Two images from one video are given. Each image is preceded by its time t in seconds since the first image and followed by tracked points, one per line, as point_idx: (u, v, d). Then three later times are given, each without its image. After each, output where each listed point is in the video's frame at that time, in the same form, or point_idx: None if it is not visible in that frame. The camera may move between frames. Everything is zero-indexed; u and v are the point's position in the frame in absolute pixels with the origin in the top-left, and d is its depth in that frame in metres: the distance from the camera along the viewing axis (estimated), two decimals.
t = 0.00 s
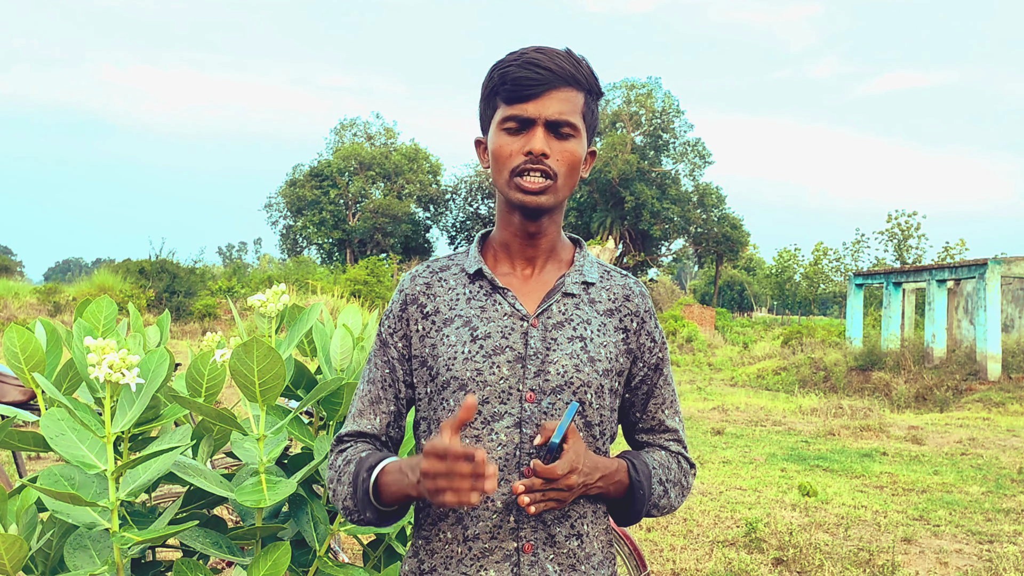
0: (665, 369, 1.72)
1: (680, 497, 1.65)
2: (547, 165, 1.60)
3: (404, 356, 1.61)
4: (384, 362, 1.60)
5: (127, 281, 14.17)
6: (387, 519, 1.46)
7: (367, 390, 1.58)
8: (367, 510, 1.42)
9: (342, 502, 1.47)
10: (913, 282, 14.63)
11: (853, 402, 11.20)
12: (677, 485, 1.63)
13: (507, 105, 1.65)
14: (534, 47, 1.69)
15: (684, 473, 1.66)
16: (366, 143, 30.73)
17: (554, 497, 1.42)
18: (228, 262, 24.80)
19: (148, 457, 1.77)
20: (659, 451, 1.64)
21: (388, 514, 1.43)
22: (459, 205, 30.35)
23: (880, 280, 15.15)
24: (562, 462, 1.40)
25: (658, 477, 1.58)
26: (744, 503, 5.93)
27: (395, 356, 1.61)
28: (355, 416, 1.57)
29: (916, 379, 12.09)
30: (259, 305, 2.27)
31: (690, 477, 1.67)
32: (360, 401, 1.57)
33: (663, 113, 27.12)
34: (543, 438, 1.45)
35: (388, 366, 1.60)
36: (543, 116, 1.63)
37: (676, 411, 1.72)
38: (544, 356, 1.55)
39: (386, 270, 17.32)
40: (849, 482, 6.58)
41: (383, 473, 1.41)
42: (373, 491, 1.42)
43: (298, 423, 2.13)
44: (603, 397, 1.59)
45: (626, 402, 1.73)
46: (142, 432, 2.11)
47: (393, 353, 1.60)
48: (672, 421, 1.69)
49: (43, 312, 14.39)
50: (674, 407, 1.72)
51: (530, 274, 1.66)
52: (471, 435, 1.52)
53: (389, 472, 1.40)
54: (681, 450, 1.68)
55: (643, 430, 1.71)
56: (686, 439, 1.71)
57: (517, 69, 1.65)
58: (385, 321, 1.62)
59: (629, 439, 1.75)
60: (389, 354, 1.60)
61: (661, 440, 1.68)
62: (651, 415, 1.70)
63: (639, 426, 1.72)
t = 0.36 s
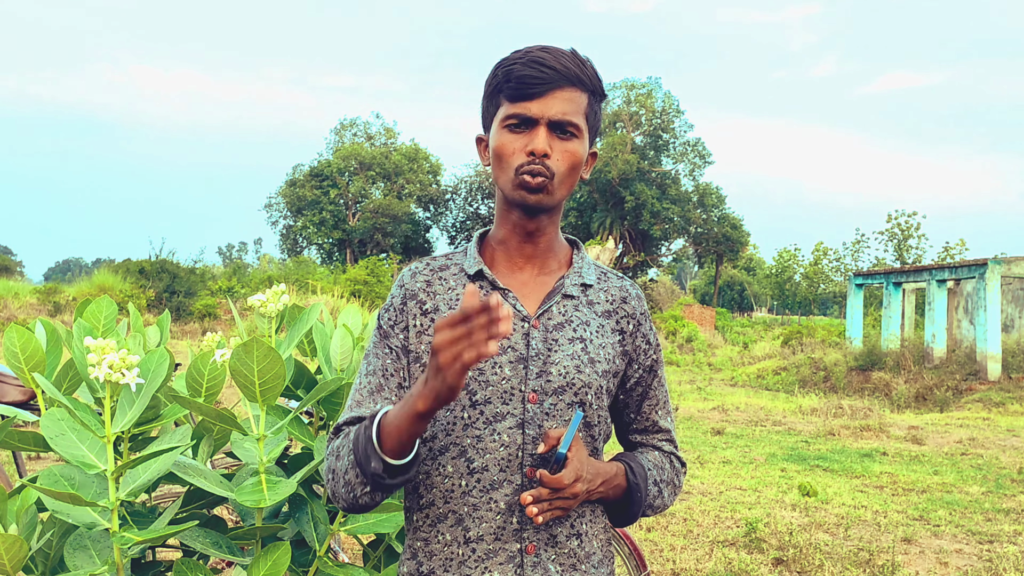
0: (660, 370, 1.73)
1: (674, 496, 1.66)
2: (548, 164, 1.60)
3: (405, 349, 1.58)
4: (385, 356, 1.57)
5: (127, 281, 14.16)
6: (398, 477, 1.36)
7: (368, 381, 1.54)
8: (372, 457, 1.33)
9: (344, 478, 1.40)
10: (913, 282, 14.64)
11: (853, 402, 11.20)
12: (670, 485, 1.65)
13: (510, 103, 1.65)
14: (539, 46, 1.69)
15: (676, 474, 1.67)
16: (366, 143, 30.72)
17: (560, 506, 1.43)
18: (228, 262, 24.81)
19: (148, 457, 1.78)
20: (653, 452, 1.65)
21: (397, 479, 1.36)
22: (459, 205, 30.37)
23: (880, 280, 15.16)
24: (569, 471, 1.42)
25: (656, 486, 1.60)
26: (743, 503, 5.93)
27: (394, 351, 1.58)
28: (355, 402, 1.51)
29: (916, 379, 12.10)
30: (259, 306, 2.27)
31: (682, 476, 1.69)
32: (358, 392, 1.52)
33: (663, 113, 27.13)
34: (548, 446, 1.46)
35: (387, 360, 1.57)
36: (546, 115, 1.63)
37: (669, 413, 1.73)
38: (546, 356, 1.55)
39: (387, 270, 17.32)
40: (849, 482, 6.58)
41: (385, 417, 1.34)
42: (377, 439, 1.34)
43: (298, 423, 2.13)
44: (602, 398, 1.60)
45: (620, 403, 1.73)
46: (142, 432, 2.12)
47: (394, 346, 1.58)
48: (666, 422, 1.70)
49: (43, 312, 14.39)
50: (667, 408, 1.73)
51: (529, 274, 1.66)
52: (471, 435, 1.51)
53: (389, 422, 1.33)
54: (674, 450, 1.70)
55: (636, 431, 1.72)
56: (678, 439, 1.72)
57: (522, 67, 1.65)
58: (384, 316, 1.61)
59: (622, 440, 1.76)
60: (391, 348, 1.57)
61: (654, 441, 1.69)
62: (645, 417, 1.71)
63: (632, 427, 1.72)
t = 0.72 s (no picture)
0: (657, 371, 1.72)
1: (676, 499, 1.65)
2: (548, 159, 1.60)
3: (405, 351, 1.59)
4: (386, 359, 1.58)
5: (127, 281, 14.16)
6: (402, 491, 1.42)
7: (369, 385, 1.56)
8: (379, 475, 1.39)
9: (348, 487, 1.44)
10: (913, 282, 14.63)
11: (853, 402, 11.20)
12: (673, 487, 1.63)
13: (509, 100, 1.65)
14: (537, 45, 1.69)
15: (678, 475, 1.66)
16: (366, 143, 30.71)
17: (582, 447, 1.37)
18: (228, 262, 24.80)
19: (148, 456, 1.78)
20: (654, 454, 1.64)
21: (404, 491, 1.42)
22: (459, 205, 30.40)
23: (880, 280, 15.16)
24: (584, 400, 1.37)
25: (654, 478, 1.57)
26: (743, 503, 5.93)
27: (395, 354, 1.58)
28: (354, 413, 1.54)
29: (916, 379, 12.10)
30: (259, 306, 2.26)
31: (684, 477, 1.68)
32: (361, 396, 1.54)
33: (663, 113, 27.14)
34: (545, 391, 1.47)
35: (389, 362, 1.58)
36: (546, 111, 1.62)
37: (664, 416, 1.70)
38: (545, 356, 1.55)
39: (387, 270, 17.32)
40: (849, 482, 6.58)
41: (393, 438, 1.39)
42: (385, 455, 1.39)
43: (298, 423, 2.13)
44: (602, 400, 1.60)
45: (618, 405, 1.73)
46: (142, 432, 2.12)
47: (395, 349, 1.59)
48: (659, 424, 1.68)
49: (43, 312, 14.39)
50: (662, 411, 1.71)
51: (530, 275, 1.66)
52: (471, 437, 1.52)
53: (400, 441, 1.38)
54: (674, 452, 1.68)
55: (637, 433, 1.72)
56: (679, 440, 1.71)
57: (521, 65, 1.66)
58: (383, 318, 1.61)
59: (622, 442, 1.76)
60: (391, 351, 1.58)
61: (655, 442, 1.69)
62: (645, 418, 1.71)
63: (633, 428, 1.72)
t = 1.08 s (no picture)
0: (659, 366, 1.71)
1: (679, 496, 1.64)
2: (541, 154, 1.60)
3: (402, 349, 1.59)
4: (387, 352, 1.57)
5: (127, 281, 14.15)
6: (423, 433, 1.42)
7: (371, 377, 1.54)
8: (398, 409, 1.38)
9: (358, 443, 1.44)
10: (913, 282, 14.63)
11: (853, 402, 11.20)
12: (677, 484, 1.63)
13: (497, 101, 1.64)
14: (522, 42, 1.69)
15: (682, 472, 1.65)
16: (366, 143, 30.71)
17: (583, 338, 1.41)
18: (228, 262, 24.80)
19: (148, 456, 1.77)
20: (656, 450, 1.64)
21: (421, 434, 1.41)
22: (459, 205, 30.42)
23: (880, 280, 15.16)
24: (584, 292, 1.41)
25: (655, 438, 1.50)
26: (744, 503, 5.93)
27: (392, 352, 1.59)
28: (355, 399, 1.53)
29: (916, 379, 12.10)
30: (259, 306, 2.26)
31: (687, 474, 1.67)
32: (360, 389, 1.53)
33: (663, 113, 27.15)
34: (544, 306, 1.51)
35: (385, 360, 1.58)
36: (535, 107, 1.62)
37: (666, 414, 1.61)
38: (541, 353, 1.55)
39: (387, 270, 17.33)
40: (849, 482, 6.58)
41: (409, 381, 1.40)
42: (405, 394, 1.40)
43: (298, 423, 2.13)
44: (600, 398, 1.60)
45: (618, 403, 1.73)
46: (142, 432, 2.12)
47: (397, 342, 1.58)
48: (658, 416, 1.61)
49: (43, 312, 14.40)
50: (663, 403, 1.62)
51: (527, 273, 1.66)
52: (467, 434, 1.52)
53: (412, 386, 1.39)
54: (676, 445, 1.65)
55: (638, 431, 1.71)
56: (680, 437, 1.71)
57: (506, 64, 1.65)
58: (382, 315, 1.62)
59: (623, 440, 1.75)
60: (395, 344, 1.58)
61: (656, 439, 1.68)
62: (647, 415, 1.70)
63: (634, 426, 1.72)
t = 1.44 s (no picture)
0: (662, 364, 1.72)
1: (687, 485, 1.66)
2: (533, 157, 1.60)
3: (394, 361, 1.63)
4: (369, 367, 1.63)
5: (127, 281, 14.15)
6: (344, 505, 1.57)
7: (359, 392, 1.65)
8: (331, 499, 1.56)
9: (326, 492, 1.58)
10: (913, 282, 14.63)
11: (853, 402, 11.20)
12: (683, 474, 1.64)
13: (489, 99, 1.65)
14: (514, 40, 1.70)
15: (687, 462, 1.67)
16: (366, 143, 30.71)
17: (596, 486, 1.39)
18: (227, 262, 24.79)
19: (148, 456, 1.77)
20: (661, 443, 1.65)
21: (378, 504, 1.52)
22: (459, 205, 30.44)
23: (880, 280, 15.16)
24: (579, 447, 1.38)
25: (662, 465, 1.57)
26: (743, 503, 5.93)
27: (383, 363, 1.63)
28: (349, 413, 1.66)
29: (916, 379, 12.10)
30: (259, 305, 2.27)
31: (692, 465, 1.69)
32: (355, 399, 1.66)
33: (663, 113, 27.15)
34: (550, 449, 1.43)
35: (376, 372, 1.63)
36: (527, 107, 1.63)
37: (672, 404, 1.73)
38: (537, 359, 1.55)
39: (387, 270, 17.34)
40: (849, 482, 6.58)
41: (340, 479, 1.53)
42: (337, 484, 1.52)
43: (298, 423, 2.13)
44: (598, 399, 1.60)
45: (620, 400, 1.73)
46: (142, 432, 2.11)
47: (378, 358, 1.63)
48: (668, 413, 1.71)
49: (43, 312, 14.40)
50: (670, 399, 1.73)
51: (521, 276, 1.66)
52: (463, 443, 1.52)
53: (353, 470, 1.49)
54: (681, 439, 1.69)
55: (642, 425, 1.72)
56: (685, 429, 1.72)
57: (498, 62, 1.66)
58: (373, 327, 1.64)
59: (628, 435, 1.76)
60: (375, 362, 1.63)
61: (661, 432, 1.69)
62: (651, 411, 1.71)
63: (637, 421, 1.72)
